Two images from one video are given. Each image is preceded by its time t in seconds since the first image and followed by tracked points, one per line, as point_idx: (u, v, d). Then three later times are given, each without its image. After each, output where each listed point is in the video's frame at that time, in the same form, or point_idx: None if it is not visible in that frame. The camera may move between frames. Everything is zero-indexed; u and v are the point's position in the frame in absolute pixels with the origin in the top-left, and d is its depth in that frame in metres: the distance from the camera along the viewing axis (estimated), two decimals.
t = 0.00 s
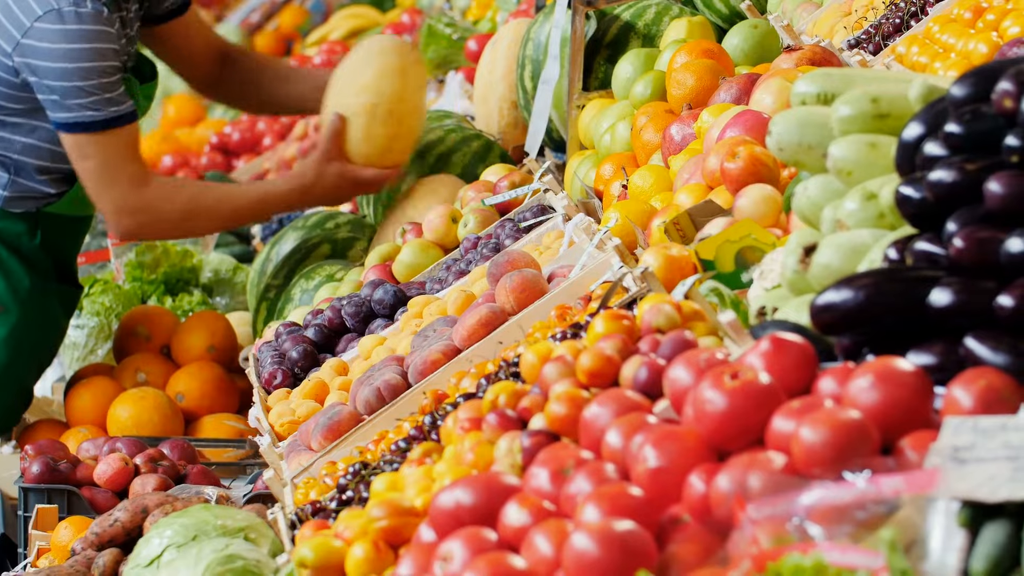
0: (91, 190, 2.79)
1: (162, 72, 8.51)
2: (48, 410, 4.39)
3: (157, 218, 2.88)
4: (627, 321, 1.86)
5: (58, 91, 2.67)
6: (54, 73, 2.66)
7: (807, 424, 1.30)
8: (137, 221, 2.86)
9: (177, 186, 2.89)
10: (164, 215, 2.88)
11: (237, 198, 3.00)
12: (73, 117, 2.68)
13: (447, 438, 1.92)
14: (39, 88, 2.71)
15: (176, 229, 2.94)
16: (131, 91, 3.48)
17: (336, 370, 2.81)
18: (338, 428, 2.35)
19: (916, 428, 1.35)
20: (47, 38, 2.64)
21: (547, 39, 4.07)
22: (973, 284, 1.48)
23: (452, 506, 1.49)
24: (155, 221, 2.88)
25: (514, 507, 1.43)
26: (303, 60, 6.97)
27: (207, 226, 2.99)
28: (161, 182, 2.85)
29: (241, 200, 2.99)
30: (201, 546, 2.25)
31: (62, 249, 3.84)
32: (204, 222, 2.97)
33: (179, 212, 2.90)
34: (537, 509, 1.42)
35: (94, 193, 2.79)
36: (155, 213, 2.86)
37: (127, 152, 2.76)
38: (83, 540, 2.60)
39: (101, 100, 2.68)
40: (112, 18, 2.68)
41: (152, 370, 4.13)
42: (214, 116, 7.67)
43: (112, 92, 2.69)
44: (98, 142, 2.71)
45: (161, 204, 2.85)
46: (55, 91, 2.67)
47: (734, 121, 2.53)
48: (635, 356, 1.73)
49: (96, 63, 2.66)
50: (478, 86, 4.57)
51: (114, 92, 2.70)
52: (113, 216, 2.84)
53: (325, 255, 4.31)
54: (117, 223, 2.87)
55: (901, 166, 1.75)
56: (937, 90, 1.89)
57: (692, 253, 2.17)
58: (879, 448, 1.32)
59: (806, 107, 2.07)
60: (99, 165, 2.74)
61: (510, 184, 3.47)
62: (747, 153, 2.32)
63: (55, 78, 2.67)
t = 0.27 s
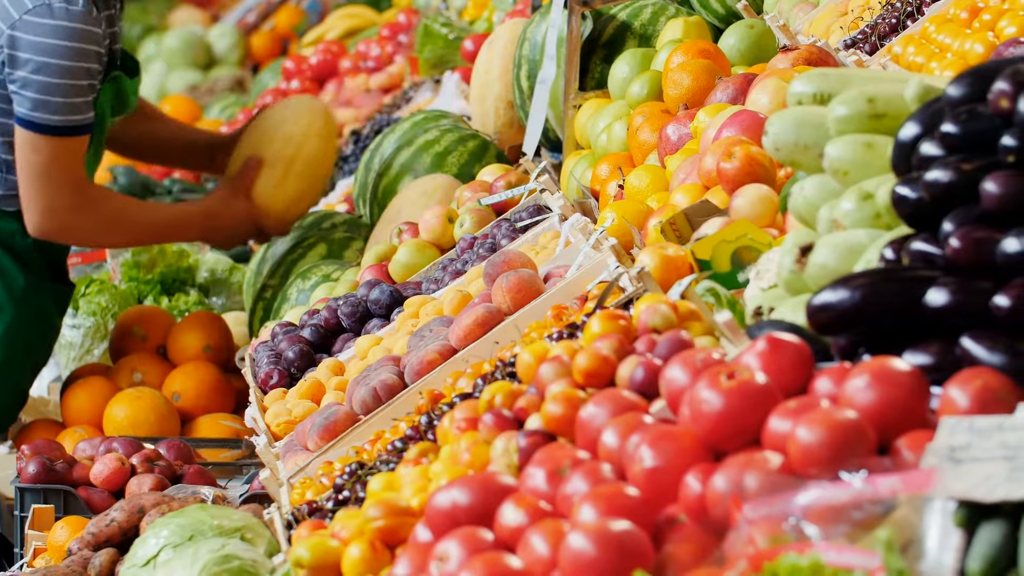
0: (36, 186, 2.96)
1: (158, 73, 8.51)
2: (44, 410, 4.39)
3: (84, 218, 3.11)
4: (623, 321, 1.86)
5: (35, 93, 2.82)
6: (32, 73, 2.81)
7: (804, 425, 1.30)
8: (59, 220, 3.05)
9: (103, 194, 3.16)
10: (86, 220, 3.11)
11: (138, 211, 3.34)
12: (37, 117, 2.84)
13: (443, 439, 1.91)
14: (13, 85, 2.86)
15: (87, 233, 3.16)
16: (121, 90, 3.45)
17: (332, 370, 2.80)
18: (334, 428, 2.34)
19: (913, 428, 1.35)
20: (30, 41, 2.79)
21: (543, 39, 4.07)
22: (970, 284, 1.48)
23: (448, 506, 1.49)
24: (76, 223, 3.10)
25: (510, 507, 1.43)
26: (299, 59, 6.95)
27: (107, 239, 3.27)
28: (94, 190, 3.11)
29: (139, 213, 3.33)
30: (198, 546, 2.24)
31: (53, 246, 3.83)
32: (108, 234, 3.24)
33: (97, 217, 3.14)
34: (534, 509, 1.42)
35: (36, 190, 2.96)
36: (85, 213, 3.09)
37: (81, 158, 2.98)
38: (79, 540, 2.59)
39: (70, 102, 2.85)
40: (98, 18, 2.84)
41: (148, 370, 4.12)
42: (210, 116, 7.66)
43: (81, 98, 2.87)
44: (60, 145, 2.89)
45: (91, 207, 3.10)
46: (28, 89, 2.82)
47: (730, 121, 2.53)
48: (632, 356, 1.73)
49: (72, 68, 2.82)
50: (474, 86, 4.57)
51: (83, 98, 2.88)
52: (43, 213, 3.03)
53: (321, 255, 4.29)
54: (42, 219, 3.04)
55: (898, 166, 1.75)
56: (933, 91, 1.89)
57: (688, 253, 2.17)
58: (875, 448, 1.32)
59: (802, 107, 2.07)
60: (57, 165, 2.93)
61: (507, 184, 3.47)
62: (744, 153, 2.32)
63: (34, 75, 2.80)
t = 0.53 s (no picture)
0: (56, 163, 3.05)
1: (154, 72, 8.49)
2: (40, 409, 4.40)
3: (99, 198, 3.21)
4: (620, 320, 1.86)
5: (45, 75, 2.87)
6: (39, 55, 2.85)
7: (801, 424, 1.30)
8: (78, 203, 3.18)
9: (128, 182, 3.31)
10: (108, 203, 3.25)
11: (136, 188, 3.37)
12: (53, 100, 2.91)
13: (440, 438, 1.91)
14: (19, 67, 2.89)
15: (112, 217, 3.34)
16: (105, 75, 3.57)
17: (329, 370, 2.80)
18: (330, 427, 2.34)
19: (909, 427, 1.35)
20: (33, 23, 2.82)
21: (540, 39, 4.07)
22: (966, 284, 1.48)
23: (445, 506, 1.49)
24: (101, 206, 3.24)
25: (507, 507, 1.43)
26: (295, 59, 6.93)
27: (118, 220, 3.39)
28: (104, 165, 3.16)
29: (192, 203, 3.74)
30: (194, 546, 2.24)
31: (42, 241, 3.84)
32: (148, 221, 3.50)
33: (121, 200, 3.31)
34: (531, 509, 1.42)
35: (57, 168, 3.05)
36: (115, 199, 3.26)
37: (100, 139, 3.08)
38: (76, 540, 2.59)
39: (78, 80, 2.90)
40: None
41: (145, 369, 4.12)
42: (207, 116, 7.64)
43: (88, 76, 2.92)
44: (72, 124, 2.96)
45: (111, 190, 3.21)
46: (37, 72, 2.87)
47: (726, 120, 2.53)
48: (629, 356, 1.73)
49: (76, 48, 2.87)
50: (471, 85, 4.57)
51: (91, 75, 2.93)
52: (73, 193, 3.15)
53: (319, 254, 4.27)
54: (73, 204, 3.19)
55: (894, 166, 1.75)
56: (929, 90, 1.90)
57: (685, 253, 2.17)
58: (872, 447, 1.32)
59: (799, 106, 2.07)
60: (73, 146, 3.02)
61: (503, 184, 3.46)
62: (740, 152, 2.32)
63: (41, 60, 2.86)
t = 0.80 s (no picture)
0: (85, 143, 3.59)
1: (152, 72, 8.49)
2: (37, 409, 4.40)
3: (140, 180, 3.86)
4: (618, 320, 1.85)
5: (57, 58, 3.33)
6: (48, 39, 3.29)
7: (798, 424, 1.30)
8: (130, 183, 3.84)
9: (158, 162, 3.89)
10: (142, 178, 3.85)
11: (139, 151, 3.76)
12: (72, 78, 3.38)
13: (437, 438, 1.91)
14: (31, 53, 3.32)
15: (167, 197, 4.02)
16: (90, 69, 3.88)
17: (326, 370, 2.80)
18: (328, 427, 2.34)
19: (906, 427, 1.35)
20: (38, 11, 3.25)
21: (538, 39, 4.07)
22: (964, 284, 1.48)
23: (442, 505, 1.49)
24: (136, 183, 3.85)
25: (505, 506, 1.43)
26: (292, 58, 6.92)
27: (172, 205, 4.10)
28: (129, 143, 3.71)
29: (202, 180, 4.12)
30: (192, 546, 2.24)
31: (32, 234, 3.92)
32: (178, 197, 4.07)
33: (165, 188, 3.99)
34: (528, 509, 1.42)
35: (90, 150, 3.62)
36: (146, 179, 3.87)
37: (117, 117, 3.58)
38: (73, 539, 2.59)
39: (90, 58, 3.37)
40: None
41: (142, 369, 4.11)
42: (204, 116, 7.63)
43: (99, 53, 3.39)
44: (91, 98, 3.46)
45: (144, 167, 3.82)
46: (51, 56, 3.32)
47: (724, 120, 2.53)
48: (626, 356, 1.73)
49: (82, 28, 3.32)
50: (468, 85, 4.57)
51: (100, 52, 3.40)
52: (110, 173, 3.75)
53: (316, 254, 4.26)
54: (112, 181, 3.80)
55: (892, 165, 1.75)
56: (927, 90, 1.90)
57: (683, 253, 2.17)
58: (869, 447, 1.32)
59: (796, 106, 2.07)
60: (90, 120, 3.52)
61: (501, 184, 3.46)
62: (738, 152, 2.32)
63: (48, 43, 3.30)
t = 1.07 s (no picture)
0: (82, 136, 3.59)
1: (150, 73, 8.49)
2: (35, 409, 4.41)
3: (139, 174, 3.85)
4: (615, 320, 1.86)
5: (51, 51, 3.34)
6: (43, 33, 3.31)
7: (795, 424, 1.30)
8: (129, 177, 3.83)
9: (157, 160, 3.90)
10: (142, 173, 3.85)
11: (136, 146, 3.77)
12: (67, 72, 3.40)
13: (434, 438, 1.91)
14: (26, 47, 3.34)
15: (164, 194, 4.02)
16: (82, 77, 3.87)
17: (323, 370, 2.80)
18: (325, 427, 2.34)
19: (904, 427, 1.35)
20: (34, 5, 3.28)
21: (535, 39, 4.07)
22: (961, 284, 1.48)
23: (440, 506, 1.49)
24: (134, 177, 3.85)
25: (501, 507, 1.43)
26: (290, 59, 6.92)
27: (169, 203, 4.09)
28: (126, 137, 3.71)
29: (200, 179, 4.11)
30: (190, 546, 2.24)
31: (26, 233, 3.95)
32: (175, 198, 4.07)
33: (163, 185, 3.98)
34: (525, 509, 1.41)
35: (88, 145, 3.63)
36: (143, 174, 3.86)
37: (114, 111, 3.59)
38: (71, 540, 2.58)
39: (85, 52, 3.39)
40: None
41: (139, 370, 4.11)
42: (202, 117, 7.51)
43: (94, 47, 3.41)
44: (88, 92, 3.47)
45: (142, 161, 3.82)
46: (46, 50, 3.34)
47: (721, 120, 2.53)
48: (623, 356, 1.73)
49: (77, 23, 3.35)
50: (465, 85, 4.57)
51: (95, 46, 3.42)
52: (108, 167, 3.74)
53: (314, 254, 4.25)
54: (110, 175, 3.79)
55: (889, 166, 1.75)
56: (925, 90, 1.88)
57: (680, 253, 2.17)
58: (867, 447, 1.32)
59: (793, 106, 2.07)
60: (86, 114, 3.53)
61: (498, 184, 3.46)
62: (735, 152, 2.32)
63: (42, 37, 3.32)
